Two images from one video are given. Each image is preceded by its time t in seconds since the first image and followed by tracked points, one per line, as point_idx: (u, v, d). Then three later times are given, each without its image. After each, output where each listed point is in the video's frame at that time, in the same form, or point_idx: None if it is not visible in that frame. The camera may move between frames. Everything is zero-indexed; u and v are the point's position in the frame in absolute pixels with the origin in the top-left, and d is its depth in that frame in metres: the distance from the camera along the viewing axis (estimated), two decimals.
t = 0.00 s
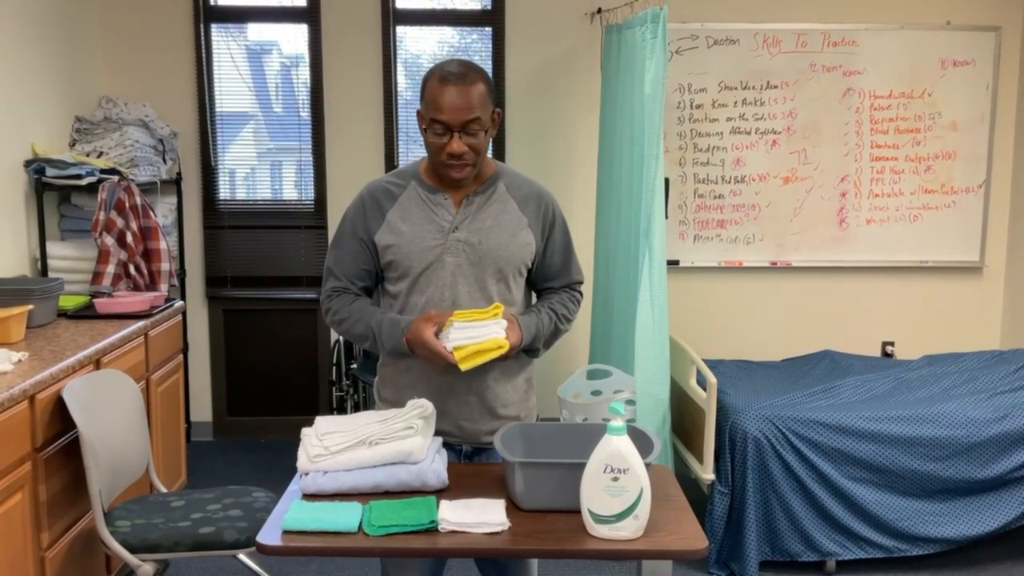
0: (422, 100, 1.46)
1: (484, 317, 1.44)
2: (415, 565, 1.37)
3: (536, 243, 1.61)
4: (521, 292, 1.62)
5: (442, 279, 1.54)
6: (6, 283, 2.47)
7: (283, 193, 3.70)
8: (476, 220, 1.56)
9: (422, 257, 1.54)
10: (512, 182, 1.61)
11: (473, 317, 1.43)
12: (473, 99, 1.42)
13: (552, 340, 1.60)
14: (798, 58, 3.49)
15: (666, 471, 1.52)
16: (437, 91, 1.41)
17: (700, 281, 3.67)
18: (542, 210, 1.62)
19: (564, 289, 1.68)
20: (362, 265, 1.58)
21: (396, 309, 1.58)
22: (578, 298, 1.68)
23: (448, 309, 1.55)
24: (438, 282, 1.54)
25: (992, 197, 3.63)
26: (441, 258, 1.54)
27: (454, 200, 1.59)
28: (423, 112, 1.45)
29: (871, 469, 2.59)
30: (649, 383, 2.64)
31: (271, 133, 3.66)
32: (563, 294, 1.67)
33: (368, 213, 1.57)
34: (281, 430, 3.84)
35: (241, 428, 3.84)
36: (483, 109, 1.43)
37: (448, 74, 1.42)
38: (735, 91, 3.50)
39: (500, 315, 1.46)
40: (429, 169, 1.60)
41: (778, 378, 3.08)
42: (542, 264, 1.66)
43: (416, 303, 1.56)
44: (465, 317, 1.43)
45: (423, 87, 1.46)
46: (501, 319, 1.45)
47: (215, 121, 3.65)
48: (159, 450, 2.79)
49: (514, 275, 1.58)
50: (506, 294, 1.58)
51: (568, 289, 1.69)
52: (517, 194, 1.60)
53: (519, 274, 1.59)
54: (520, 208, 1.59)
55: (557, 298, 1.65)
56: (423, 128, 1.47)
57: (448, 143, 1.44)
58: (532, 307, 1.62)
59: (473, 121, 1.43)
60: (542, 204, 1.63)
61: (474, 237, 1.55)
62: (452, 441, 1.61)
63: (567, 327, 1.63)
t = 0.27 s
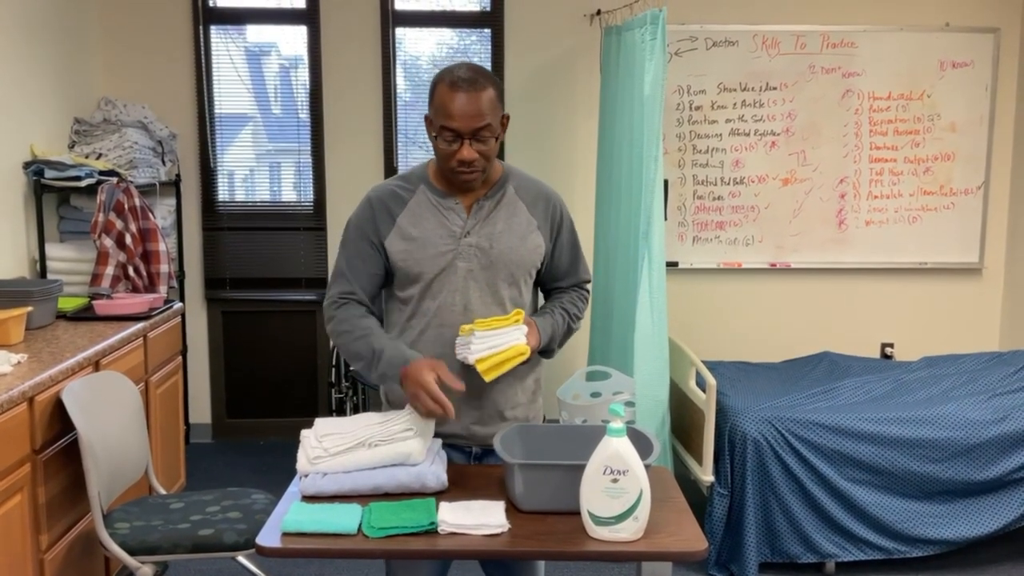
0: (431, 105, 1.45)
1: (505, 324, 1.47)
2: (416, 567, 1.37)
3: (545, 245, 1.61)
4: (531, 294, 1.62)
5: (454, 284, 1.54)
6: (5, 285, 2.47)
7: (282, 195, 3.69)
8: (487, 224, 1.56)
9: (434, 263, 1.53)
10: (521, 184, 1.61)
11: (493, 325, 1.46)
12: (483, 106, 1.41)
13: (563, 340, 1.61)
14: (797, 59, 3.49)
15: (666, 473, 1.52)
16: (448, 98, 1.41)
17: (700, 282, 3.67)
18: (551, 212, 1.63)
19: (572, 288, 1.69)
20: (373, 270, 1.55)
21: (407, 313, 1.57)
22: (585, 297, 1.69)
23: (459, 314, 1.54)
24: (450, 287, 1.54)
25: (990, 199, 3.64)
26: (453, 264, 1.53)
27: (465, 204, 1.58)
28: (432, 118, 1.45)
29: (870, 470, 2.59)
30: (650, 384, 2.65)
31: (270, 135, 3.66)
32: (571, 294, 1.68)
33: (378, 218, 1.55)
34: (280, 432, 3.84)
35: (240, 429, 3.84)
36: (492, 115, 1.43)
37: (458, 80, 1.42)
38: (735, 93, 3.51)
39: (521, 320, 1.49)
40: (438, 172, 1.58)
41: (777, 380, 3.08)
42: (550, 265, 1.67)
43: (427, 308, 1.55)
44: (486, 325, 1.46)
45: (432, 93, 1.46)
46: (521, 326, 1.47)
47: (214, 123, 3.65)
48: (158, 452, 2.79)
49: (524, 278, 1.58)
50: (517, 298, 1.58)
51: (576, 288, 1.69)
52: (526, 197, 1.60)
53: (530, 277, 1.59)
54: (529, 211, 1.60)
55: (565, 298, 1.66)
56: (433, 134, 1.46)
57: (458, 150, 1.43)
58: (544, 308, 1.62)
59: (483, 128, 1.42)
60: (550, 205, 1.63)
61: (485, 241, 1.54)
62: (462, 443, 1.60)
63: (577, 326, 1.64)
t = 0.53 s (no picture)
0: (441, 106, 1.45)
1: (521, 321, 1.49)
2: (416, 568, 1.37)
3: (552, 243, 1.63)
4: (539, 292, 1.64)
5: (471, 289, 1.53)
6: (4, 287, 2.47)
7: (281, 196, 3.69)
8: (500, 227, 1.55)
9: (453, 269, 1.51)
10: (527, 185, 1.61)
11: (512, 322, 1.47)
12: (494, 104, 1.41)
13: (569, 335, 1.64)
14: (796, 61, 3.50)
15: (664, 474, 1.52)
16: (460, 97, 1.41)
17: (699, 283, 3.67)
18: (555, 210, 1.64)
19: (574, 284, 1.71)
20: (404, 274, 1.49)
21: (420, 319, 1.55)
22: (586, 291, 1.73)
23: (475, 317, 1.53)
24: (467, 292, 1.53)
25: (989, 200, 3.64)
26: (469, 269, 1.52)
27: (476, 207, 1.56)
28: (442, 119, 1.45)
29: (870, 471, 2.59)
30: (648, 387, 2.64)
31: (269, 136, 3.66)
32: (575, 289, 1.70)
33: (394, 224, 1.49)
34: (279, 434, 3.84)
35: (239, 431, 3.84)
36: (503, 114, 1.43)
37: (467, 80, 1.42)
38: (734, 94, 3.51)
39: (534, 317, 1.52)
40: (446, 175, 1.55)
41: (775, 381, 3.08)
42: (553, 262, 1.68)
43: (444, 314, 1.53)
44: (505, 322, 1.47)
45: (440, 94, 1.45)
46: (535, 321, 1.51)
47: (213, 124, 3.65)
48: (156, 454, 2.78)
49: (535, 278, 1.59)
50: (529, 298, 1.58)
51: (578, 283, 1.72)
52: (533, 197, 1.61)
53: (539, 276, 1.60)
54: (537, 211, 1.60)
55: (569, 294, 1.69)
56: (443, 135, 1.46)
57: (470, 149, 1.42)
58: (549, 304, 1.66)
59: (495, 127, 1.42)
60: (554, 204, 1.64)
61: (500, 245, 1.54)
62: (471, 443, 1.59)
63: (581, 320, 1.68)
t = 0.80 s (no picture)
0: (447, 102, 1.46)
1: (534, 325, 1.49)
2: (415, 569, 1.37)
3: (556, 244, 1.63)
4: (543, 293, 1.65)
5: (481, 292, 1.53)
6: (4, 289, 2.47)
7: (280, 198, 3.70)
8: (508, 229, 1.55)
9: (463, 271, 1.51)
10: (531, 186, 1.61)
11: (526, 327, 1.47)
12: (501, 97, 1.43)
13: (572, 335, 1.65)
14: (794, 63, 3.51)
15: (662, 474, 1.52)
16: (468, 91, 1.42)
17: (698, 284, 3.67)
18: (559, 211, 1.64)
19: (576, 284, 1.72)
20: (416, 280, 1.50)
21: (428, 322, 1.54)
22: (587, 291, 1.74)
23: (485, 319, 1.53)
24: (477, 295, 1.53)
25: (987, 201, 3.65)
26: (479, 272, 1.52)
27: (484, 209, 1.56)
28: (449, 114, 1.46)
29: (869, 472, 2.59)
30: (647, 388, 2.64)
31: (268, 138, 3.67)
32: (576, 289, 1.71)
33: (404, 227, 1.49)
34: (279, 435, 3.84)
35: (238, 433, 3.84)
36: (510, 107, 1.44)
37: (474, 74, 1.44)
38: (732, 96, 3.52)
39: (546, 321, 1.52)
40: (454, 177, 1.55)
41: (774, 382, 3.08)
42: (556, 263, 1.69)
43: (453, 315, 1.53)
44: (519, 326, 1.46)
45: (447, 91, 1.47)
46: (549, 326, 1.52)
47: (212, 126, 3.65)
48: (156, 456, 2.78)
49: (540, 279, 1.60)
50: (535, 299, 1.59)
51: (579, 284, 1.73)
52: (538, 199, 1.61)
53: (544, 277, 1.61)
54: (542, 213, 1.61)
55: (571, 295, 1.70)
56: (450, 130, 1.46)
57: (478, 140, 1.43)
58: (553, 305, 1.67)
59: (502, 119, 1.43)
60: (558, 206, 1.64)
61: (508, 247, 1.54)
62: (474, 447, 1.60)
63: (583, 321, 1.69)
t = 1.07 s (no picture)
0: (448, 100, 1.47)
1: (537, 331, 1.45)
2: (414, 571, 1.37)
3: (558, 246, 1.63)
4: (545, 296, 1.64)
5: (479, 291, 1.53)
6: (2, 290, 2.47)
7: (279, 200, 3.70)
8: (507, 228, 1.55)
9: (460, 270, 1.51)
10: (533, 187, 1.61)
11: (529, 333, 1.43)
12: (500, 93, 1.44)
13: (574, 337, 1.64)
14: (793, 64, 3.51)
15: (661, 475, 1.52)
16: (467, 86, 1.43)
17: (697, 285, 3.68)
18: (561, 213, 1.64)
19: (579, 288, 1.71)
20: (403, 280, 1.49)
21: (426, 322, 1.55)
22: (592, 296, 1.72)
23: (483, 319, 1.54)
24: (475, 294, 1.53)
25: (986, 202, 3.65)
26: (476, 270, 1.52)
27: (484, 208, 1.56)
28: (449, 111, 1.46)
29: (867, 473, 2.59)
30: (643, 388, 2.65)
31: (267, 140, 3.67)
32: (579, 293, 1.70)
33: (401, 225, 1.50)
34: (278, 437, 3.84)
35: (237, 435, 3.84)
36: (509, 103, 1.45)
37: (474, 71, 1.44)
38: (730, 97, 3.52)
39: (548, 326, 1.49)
40: (454, 176, 1.55)
41: (773, 383, 3.09)
42: (559, 266, 1.69)
43: (450, 314, 1.54)
44: (522, 332, 1.43)
45: (448, 89, 1.48)
46: (551, 332, 1.49)
47: (211, 128, 3.66)
48: (154, 457, 2.78)
49: (541, 279, 1.60)
50: (535, 300, 1.59)
51: (582, 288, 1.72)
52: (540, 200, 1.61)
53: (545, 278, 1.60)
54: (544, 213, 1.60)
55: (575, 298, 1.68)
56: (450, 128, 1.47)
57: (478, 135, 1.44)
58: (555, 308, 1.66)
59: (502, 114, 1.44)
60: (560, 207, 1.64)
61: (507, 246, 1.54)
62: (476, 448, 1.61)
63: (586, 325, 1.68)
